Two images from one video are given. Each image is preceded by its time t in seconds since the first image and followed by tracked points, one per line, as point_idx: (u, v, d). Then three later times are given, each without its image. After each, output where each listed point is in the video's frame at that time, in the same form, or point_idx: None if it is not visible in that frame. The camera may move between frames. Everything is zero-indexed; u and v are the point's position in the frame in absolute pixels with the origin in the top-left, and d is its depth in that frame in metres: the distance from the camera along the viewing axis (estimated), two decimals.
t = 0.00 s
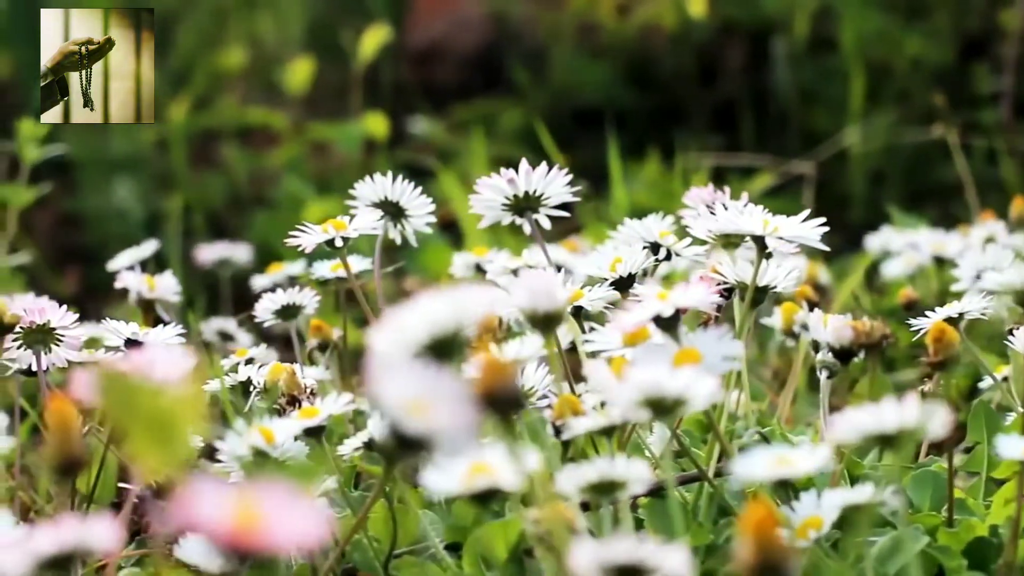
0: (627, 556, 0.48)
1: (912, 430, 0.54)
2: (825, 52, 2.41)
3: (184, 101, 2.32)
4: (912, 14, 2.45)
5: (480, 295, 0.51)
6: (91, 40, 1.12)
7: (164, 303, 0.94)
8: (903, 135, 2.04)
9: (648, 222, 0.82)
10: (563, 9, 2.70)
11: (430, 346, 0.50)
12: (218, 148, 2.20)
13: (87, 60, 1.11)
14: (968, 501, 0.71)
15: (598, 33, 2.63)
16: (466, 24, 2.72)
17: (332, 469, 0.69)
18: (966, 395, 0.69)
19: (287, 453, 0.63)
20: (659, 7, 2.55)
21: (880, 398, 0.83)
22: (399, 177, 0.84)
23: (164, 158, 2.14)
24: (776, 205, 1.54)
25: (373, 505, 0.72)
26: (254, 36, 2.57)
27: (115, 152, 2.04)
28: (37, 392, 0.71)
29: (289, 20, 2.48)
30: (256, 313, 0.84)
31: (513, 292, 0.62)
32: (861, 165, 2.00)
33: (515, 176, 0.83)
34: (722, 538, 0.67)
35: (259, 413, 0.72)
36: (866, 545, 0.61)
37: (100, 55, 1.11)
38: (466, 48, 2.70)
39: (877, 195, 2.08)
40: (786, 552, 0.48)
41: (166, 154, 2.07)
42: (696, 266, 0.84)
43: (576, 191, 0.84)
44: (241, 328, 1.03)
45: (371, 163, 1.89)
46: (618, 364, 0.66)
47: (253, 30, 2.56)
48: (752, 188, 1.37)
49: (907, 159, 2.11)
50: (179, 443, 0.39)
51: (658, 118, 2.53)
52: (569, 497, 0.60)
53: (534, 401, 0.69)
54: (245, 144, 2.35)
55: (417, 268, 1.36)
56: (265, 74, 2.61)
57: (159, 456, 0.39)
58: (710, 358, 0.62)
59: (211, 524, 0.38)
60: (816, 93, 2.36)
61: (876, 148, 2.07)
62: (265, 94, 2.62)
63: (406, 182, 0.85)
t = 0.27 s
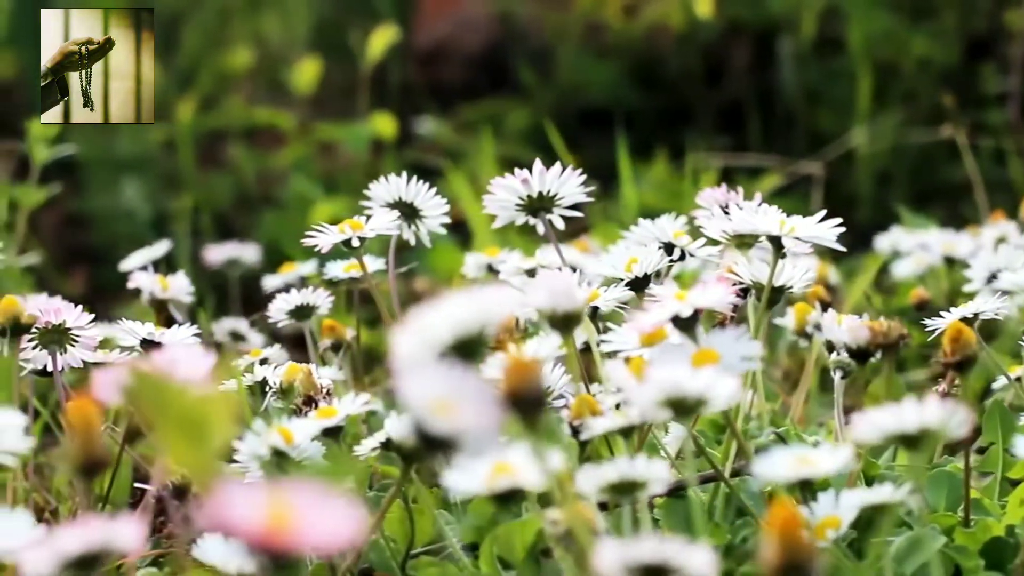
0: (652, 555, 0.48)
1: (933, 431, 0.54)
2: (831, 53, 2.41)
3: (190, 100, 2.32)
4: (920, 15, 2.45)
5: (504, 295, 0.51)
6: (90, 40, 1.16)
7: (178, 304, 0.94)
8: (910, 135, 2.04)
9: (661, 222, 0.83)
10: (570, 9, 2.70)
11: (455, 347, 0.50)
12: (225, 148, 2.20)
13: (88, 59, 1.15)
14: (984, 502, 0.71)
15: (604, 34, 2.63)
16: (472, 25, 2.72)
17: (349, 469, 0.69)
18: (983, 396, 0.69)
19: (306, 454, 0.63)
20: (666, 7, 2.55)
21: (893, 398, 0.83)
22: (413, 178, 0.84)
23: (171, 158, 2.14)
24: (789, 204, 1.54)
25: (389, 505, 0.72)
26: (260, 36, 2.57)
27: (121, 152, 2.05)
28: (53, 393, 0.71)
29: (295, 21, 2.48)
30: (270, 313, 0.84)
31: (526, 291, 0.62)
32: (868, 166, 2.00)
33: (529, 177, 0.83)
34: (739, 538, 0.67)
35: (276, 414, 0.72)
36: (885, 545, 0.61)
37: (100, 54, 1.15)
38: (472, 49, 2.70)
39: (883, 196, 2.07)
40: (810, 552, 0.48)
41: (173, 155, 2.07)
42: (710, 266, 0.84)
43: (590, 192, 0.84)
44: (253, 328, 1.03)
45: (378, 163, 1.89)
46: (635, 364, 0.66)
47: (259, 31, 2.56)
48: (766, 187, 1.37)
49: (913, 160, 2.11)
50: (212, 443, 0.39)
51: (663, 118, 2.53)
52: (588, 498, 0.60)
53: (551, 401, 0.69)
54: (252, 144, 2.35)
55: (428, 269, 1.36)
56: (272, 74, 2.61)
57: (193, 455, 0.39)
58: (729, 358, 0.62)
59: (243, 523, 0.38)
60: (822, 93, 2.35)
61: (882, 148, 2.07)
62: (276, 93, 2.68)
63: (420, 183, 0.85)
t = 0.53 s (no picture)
0: (680, 556, 0.48)
1: (956, 431, 0.54)
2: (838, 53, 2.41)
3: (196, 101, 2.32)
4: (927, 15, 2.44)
5: (530, 296, 0.51)
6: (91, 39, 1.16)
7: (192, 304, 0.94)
8: (918, 136, 2.04)
9: (676, 223, 0.83)
10: (576, 9, 2.70)
11: (481, 348, 0.50)
12: (233, 149, 2.20)
13: (87, 59, 1.15)
14: (1001, 502, 0.71)
15: (611, 34, 2.63)
16: (478, 25, 2.72)
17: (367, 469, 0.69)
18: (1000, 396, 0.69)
19: (326, 455, 0.63)
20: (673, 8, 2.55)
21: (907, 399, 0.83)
22: (428, 178, 0.84)
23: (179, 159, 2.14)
24: (799, 205, 1.54)
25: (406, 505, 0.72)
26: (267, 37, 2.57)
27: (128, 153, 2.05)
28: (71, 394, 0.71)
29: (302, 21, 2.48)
30: (284, 314, 0.84)
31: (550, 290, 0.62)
32: (876, 167, 2.00)
33: (544, 177, 0.83)
34: (757, 539, 0.67)
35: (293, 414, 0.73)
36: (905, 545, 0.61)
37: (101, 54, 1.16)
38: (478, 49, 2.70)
39: (891, 196, 2.07)
40: (837, 552, 0.48)
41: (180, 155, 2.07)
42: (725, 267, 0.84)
43: (605, 192, 0.84)
44: (265, 329, 1.03)
45: (386, 165, 1.89)
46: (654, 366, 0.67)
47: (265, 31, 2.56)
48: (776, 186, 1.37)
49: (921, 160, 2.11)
50: (243, 443, 0.39)
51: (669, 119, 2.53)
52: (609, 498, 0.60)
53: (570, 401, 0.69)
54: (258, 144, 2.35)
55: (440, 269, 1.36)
56: (278, 75, 2.62)
57: (224, 455, 0.39)
58: (749, 359, 0.62)
59: (276, 524, 0.38)
60: (829, 94, 2.35)
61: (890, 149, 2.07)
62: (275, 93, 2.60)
63: (434, 183, 0.85)
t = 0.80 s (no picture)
0: (709, 556, 0.48)
1: (982, 431, 0.54)
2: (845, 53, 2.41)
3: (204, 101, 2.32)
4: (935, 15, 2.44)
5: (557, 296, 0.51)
6: (88, 39, 1.17)
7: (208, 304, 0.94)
8: (926, 137, 2.04)
9: (693, 223, 0.83)
10: (583, 10, 2.70)
11: (509, 347, 0.50)
12: (241, 149, 2.21)
13: (85, 60, 1.17)
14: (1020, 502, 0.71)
15: (618, 35, 2.63)
16: (485, 26, 2.72)
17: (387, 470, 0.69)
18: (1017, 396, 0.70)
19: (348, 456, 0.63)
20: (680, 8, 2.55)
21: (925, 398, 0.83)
22: (444, 178, 0.84)
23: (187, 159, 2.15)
24: (811, 204, 1.54)
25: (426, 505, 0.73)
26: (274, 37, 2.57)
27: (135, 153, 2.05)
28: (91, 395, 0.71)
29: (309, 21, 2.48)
30: (301, 314, 0.84)
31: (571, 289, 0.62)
32: (884, 167, 2.00)
33: (561, 178, 0.83)
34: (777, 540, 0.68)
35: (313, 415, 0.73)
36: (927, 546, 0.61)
37: (100, 54, 1.17)
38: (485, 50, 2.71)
39: (899, 197, 2.07)
40: (866, 552, 0.48)
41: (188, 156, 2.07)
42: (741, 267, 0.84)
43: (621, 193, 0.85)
44: (278, 330, 1.03)
45: (395, 165, 1.89)
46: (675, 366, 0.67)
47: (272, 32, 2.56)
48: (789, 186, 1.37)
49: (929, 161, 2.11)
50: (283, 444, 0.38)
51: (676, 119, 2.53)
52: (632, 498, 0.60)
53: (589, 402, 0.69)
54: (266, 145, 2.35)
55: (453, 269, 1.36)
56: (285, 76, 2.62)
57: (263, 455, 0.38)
58: (771, 359, 0.62)
59: (314, 524, 0.38)
60: (836, 94, 2.35)
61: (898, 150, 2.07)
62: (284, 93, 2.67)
63: (450, 184, 0.85)
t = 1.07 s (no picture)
0: (739, 556, 0.48)
1: (1007, 432, 0.55)
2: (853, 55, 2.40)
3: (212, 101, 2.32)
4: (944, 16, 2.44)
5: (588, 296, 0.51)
6: (91, 40, 1.18)
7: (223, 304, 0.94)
8: (935, 137, 2.04)
9: (710, 224, 0.83)
10: (591, 11, 2.70)
11: (538, 348, 0.50)
12: (250, 150, 2.21)
13: (86, 60, 1.18)
14: None
15: (626, 36, 2.63)
16: (494, 27, 2.71)
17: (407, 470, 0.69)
18: None
19: (369, 457, 0.64)
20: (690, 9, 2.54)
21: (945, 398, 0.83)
22: (461, 179, 0.84)
23: (196, 160, 2.15)
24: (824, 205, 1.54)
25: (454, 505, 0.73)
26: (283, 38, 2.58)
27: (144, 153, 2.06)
28: (112, 396, 0.71)
29: (318, 22, 2.48)
30: (318, 315, 0.84)
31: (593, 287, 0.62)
32: (893, 168, 2.00)
33: (578, 179, 0.83)
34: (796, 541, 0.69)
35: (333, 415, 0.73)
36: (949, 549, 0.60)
37: (101, 55, 1.18)
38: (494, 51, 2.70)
39: (908, 197, 2.07)
40: (895, 552, 0.48)
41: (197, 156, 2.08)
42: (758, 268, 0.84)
43: (639, 194, 0.85)
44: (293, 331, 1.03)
45: (405, 165, 1.89)
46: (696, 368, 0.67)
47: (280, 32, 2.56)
48: (803, 187, 1.38)
49: (937, 161, 2.11)
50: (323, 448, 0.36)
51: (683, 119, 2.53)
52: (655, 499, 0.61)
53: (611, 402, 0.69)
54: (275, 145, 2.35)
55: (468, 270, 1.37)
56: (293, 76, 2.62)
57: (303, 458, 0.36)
58: (794, 360, 0.62)
59: (356, 523, 0.38)
60: (844, 95, 2.36)
61: (907, 150, 2.07)
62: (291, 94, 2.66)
63: (469, 185, 0.85)
